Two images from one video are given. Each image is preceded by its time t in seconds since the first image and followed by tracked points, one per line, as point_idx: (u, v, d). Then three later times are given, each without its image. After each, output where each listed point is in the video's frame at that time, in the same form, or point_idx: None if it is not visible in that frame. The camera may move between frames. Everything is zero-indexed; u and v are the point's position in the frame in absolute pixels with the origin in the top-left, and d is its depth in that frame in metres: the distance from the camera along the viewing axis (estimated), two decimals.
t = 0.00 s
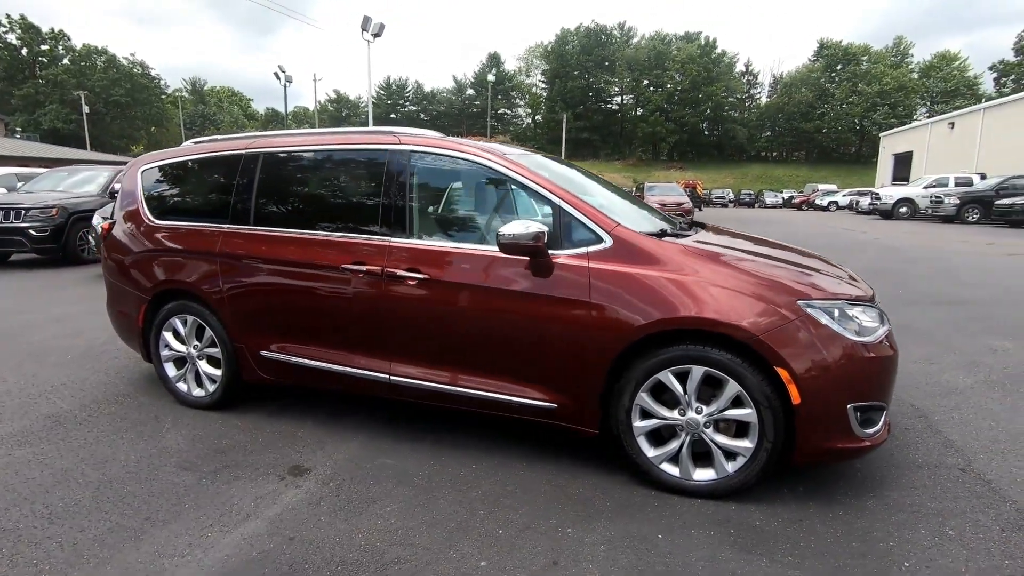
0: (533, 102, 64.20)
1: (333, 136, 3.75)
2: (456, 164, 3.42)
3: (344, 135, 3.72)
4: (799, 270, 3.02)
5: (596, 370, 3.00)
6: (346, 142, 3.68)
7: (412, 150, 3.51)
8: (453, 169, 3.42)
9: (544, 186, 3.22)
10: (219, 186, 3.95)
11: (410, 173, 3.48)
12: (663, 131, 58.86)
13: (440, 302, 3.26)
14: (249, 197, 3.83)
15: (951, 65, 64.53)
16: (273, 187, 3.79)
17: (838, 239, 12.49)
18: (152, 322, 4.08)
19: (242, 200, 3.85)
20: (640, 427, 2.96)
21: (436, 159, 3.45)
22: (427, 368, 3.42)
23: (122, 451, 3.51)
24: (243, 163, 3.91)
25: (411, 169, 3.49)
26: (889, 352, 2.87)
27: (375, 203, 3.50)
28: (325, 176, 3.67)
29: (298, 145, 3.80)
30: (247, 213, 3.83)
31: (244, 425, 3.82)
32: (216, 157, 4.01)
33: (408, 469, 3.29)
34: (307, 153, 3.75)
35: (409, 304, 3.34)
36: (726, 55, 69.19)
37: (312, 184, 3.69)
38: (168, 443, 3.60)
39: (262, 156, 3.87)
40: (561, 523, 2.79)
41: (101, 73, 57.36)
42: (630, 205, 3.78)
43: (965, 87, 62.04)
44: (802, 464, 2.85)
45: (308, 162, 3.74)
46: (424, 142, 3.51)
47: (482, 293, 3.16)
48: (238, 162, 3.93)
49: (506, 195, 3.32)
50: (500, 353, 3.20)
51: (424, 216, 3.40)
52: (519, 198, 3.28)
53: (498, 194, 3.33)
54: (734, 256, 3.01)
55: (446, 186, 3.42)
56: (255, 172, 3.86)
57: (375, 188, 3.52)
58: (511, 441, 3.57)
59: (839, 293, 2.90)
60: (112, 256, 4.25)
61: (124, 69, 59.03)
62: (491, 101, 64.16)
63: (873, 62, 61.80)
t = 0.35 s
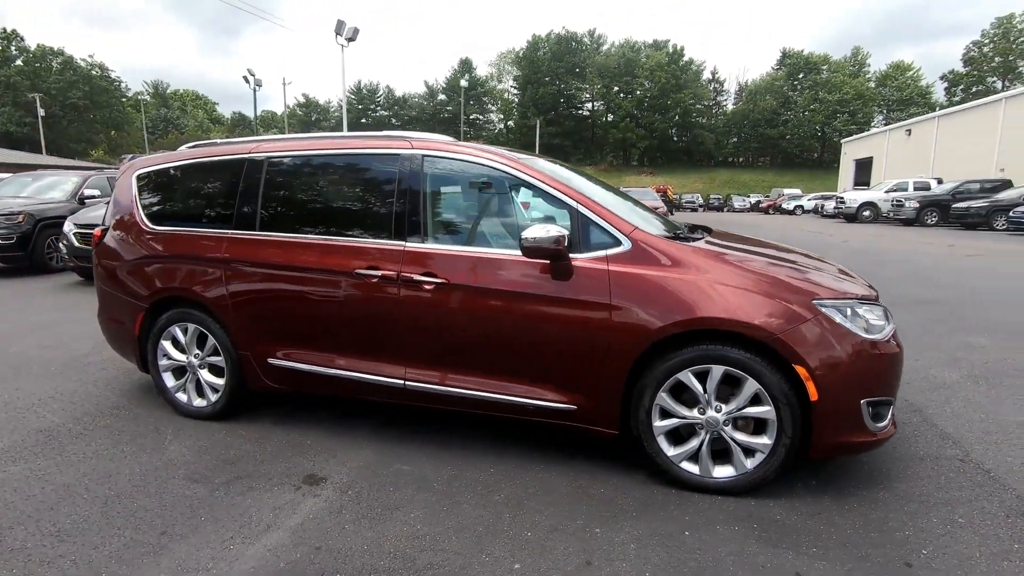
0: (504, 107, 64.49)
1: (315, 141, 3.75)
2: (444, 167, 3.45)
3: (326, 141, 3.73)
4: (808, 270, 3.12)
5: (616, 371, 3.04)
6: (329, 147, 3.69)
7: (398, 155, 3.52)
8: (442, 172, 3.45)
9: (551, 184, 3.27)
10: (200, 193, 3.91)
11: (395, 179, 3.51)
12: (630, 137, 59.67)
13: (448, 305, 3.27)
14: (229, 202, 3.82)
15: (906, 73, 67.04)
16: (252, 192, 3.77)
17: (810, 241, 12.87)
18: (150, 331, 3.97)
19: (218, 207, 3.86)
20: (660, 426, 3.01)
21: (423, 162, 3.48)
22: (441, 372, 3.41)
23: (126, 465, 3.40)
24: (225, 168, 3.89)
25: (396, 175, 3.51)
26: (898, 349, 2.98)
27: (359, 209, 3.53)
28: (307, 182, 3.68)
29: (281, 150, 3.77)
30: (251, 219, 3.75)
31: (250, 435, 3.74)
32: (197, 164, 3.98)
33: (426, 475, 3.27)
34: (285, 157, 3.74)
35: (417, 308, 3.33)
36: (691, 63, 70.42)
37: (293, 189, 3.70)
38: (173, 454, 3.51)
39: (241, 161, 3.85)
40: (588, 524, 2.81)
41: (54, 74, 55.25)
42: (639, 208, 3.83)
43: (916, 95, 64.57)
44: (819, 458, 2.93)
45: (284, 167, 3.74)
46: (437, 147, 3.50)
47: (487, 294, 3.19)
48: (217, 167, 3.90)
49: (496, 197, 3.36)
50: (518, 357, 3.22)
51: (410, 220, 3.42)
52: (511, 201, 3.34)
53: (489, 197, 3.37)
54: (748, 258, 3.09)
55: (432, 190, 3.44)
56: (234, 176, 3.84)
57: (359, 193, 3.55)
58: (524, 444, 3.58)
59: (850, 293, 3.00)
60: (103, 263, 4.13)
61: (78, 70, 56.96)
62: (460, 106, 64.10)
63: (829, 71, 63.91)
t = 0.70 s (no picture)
0: (481, 110, 64.58)
1: (295, 142, 3.76)
2: (428, 168, 3.46)
3: (306, 142, 3.73)
4: (818, 267, 3.18)
5: (635, 369, 3.06)
6: (308, 148, 3.69)
7: (381, 156, 3.54)
8: (424, 173, 3.46)
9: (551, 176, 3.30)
10: (183, 194, 3.85)
11: (378, 180, 3.52)
12: (604, 141, 60.20)
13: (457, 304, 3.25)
14: (209, 202, 3.79)
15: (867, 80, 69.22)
16: (228, 194, 3.75)
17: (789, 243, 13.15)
18: (148, 335, 3.85)
19: (199, 208, 3.81)
20: (680, 423, 3.03)
21: (405, 163, 3.50)
22: (455, 373, 3.37)
23: (130, 473, 3.29)
24: (214, 168, 3.83)
25: (379, 176, 3.51)
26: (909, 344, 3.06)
27: (343, 208, 3.53)
28: (289, 182, 3.67)
29: (258, 151, 3.77)
30: (258, 218, 3.67)
31: (257, 440, 3.65)
32: (177, 166, 3.92)
33: (443, 477, 3.24)
34: (263, 159, 3.74)
35: (427, 308, 3.30)
36: (668, 67, 70.63)
37: (274, 189, 3.67)
38: (178, 462, 3.40)
39: (220, 163, 3.82)
40: (614, 522, 2.82)
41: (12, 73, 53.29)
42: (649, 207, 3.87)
43: (877, 102, 66.65)
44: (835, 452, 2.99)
45: (263, 167, 3.73)
46: (451, 146, 3.48)
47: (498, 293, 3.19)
48: (196, 171, 3.86)
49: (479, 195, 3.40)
50: (537, 356, 3.21)
51: (394, 220, 3.43)
52: (496, 201, 3.40)
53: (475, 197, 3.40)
54: (762, 256, 3.14)
55: (415, 191, 3.44)
56: (212, 179, 3.81)
57: (341, 193, 3.55)
58: (538, 443, 3.57)
59: (863, 290, 3.07)
60: (96, 265, 3.99)
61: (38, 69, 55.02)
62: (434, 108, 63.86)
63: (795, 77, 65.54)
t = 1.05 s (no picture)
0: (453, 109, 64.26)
1: (272, 142, 3.71)
2: (410, 167, 3.45)
3: (284, 141, 3.69)
4: (831, 264, 3.23)
5: (659, 368, 3.06)
6: (287, 147, 3.65)
7: (363, 155, 3.52)
8: (407, 174, 3.44)
9: (551, 167, 3.33)
10: (164, 195, 3.76)
11: (361, 180, 3.49)
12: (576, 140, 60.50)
13: (469, 305, 3.22)
14: (202, 203, 3.70)
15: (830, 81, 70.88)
16: (206, 194, 3.70)
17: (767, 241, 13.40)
18: (148, 340, 3.71)
19: (179, 209, 3.74)
20: (702, 421, 3.05)
21: (388, 162, 3.49)
22: (472, 374, 3.33)
23: (135, 485, 3.15)
24: (216, 165, 3.72)
25: (362, 176, 3.49)
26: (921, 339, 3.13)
27: (325, 208, 3.51)
28: (288, 181, 3.60)
29: (233, 150, 3.72)
30: (265, 217, 3.59)
31: (265, 447, 3.55)
32: (159, 166, 3.82)
33: (463, 481, 3.19)
34: (240, 158, 3.68)
35: (440, 309, 3.25)
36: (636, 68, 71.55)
37: (256, 188, 3.62)
38: (186, 471, 3.28)
39: (200, 163, 3.74)
40: (643, 521, 2.82)
41: None
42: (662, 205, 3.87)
43: (838, 104, 68.55)
44: (853, 446, 3.05)
45: (240, 165, 3.68)
46: (466, 145, 3.45)
47: (511, 295, 3.17)
48: (177, 171, 3.77)
49: (465, 192, 3.39)
50: (559, 357, 3.18)
51: (376, 220, 3.42)
52: (480, 199, 3.39)
53: (463, 195, 3.39)
54: (779, 255, 3.18)
55: (399, 192, 3.43)
56: (191, 179, 3.74)
57: (323, 192, 3.53)
58: (554, 443, 3.55)
59: (878, 288, 3.14)
60: (89, 267, 3.84)
61: None
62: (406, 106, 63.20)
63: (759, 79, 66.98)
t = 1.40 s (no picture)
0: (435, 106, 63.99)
1: (261, 137, 3.68)
2: (403, 162, 3.44)
3: (273, 137, 3.67)
4: (851, 259, 3.26)
5: (684, 365, 3.05)
6: (277, 143, 3.62)
7: (353, 150, 3.51)
8: (399, 169, 3.44)
9: (558, 156, 3.33)
10: (159, 193, 3.70)
11: (352, 175, 3.49)
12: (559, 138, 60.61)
13: (457, 297, 3.22)
14: (202, 199, 3.65)
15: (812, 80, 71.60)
16: (196, 190, 3.66)
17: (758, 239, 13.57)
18: (158, 340, 3.63)
19: (172, 206, 3.69)
20: (728, 417, 3.06)
21: (379, 157, 3.47)
22: (493, 371, 3.31)
23: (151, 488, 3.07)
24: (229, 160, 3.65)
25: (352, 171, 3.49)
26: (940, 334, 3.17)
27: (318, 204, 3.49)
28: (304, 176, 3.54)
29: (224, 146, 3.69)
30: (281, 212, 3.53)
31: (281, 448, 3.48)
32: (164, 162, 3.74)
33: (488, 480, 3.16)
34: (230, 153, 3.66)
35: (433, 301, 3.25)
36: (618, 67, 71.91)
37: (251, 183, 3.59)
38: (202, 473, 3.21)
39: (194, 159, 3.70)
40: (673, 517, 2.82)
41: None
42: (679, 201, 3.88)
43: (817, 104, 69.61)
44: (876, 440, 3.08)
45: (234, 161, 3.65)
46: (488, 139, 3.42)
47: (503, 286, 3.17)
48: (173, 168, 3.72)
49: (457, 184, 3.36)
50: (584, 353, 3.17)
51: (370, 216, 3.42)
52: (471, 193, 3.33)
53: (457, 189, 3.35)
54: (801, 251, 3.20)
55: (391, 187, 3.42)
56: (183, 176, 3.69)
57: (316, 188, 3.51)
58: (574, 440, 3.54)
59: (898, 284, 3.18)
60: (94, 266, 3.77)
61: None
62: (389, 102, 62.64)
63: (740, 78, 67.70)
